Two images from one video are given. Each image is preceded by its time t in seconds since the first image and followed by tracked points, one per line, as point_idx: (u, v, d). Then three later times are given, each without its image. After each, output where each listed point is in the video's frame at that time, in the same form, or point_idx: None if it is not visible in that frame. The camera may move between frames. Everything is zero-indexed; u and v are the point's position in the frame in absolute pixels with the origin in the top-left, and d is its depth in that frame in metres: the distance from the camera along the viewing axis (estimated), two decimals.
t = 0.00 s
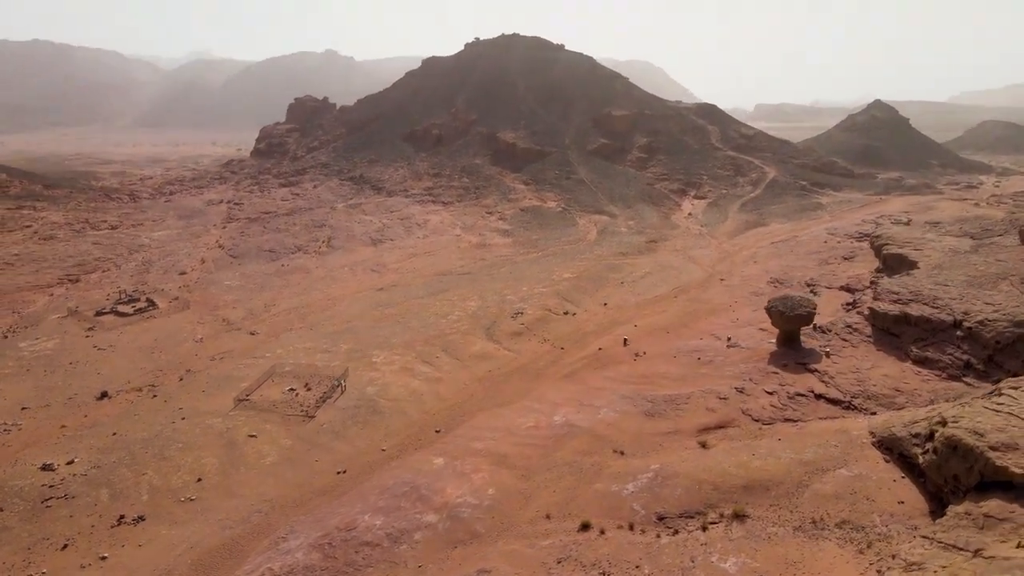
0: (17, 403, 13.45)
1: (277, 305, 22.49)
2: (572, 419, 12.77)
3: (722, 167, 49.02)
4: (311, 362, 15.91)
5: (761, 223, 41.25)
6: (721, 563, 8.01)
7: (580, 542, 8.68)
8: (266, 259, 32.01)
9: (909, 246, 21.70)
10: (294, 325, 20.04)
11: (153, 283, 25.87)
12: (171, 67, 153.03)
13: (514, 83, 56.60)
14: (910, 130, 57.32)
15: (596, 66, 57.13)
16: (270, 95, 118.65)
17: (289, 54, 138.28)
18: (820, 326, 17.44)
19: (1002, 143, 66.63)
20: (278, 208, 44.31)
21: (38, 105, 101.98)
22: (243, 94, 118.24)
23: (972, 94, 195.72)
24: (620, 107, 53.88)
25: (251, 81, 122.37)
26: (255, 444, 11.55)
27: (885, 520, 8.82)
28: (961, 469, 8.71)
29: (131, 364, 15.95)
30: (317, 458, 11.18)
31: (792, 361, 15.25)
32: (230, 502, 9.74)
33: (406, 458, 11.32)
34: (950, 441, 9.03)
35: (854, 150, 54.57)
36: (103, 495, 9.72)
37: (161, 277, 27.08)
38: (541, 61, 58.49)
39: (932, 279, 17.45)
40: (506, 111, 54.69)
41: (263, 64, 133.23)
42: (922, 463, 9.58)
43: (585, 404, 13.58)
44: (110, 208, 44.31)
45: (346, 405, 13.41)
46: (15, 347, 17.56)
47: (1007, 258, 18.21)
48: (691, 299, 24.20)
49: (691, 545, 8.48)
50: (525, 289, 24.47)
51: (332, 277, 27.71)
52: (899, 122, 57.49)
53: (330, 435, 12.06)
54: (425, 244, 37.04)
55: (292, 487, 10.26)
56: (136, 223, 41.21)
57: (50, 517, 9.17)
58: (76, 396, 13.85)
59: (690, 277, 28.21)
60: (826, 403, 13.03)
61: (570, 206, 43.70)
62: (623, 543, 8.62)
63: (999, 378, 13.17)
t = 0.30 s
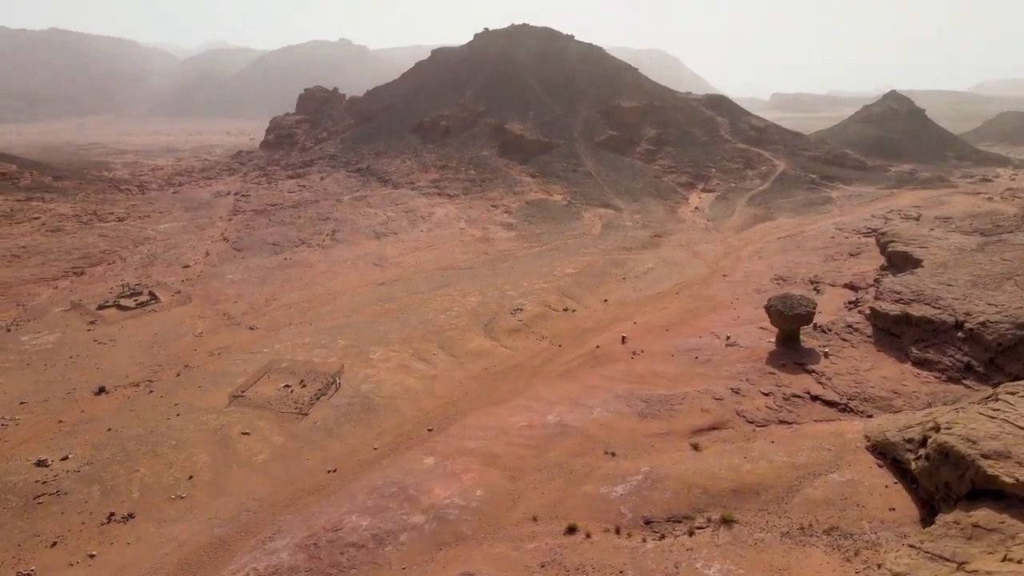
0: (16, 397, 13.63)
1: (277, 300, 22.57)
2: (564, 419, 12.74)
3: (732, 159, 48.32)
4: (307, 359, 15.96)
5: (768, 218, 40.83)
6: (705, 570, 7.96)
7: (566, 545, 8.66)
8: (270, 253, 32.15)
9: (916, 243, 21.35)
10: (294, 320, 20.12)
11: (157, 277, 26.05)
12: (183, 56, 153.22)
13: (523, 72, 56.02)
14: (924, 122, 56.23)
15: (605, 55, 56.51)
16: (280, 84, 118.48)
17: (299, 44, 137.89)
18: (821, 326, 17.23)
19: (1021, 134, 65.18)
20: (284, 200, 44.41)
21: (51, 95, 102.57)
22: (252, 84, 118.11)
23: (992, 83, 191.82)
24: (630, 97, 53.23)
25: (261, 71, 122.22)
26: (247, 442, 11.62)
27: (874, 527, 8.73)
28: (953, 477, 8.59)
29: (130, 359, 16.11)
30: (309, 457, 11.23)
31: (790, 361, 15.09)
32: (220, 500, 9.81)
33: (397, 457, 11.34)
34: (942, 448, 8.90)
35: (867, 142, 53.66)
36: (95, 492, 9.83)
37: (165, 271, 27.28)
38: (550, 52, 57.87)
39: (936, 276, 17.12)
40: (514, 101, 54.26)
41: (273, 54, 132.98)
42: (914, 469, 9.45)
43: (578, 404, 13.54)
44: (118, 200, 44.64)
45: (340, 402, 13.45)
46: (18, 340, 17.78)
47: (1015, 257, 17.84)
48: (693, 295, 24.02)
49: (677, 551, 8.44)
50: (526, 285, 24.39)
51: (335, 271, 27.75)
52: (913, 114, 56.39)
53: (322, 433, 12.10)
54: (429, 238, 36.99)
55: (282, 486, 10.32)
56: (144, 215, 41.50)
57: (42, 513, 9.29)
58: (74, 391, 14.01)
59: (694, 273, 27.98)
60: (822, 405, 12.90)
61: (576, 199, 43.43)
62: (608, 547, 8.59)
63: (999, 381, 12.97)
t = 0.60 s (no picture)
0: (16, 391, 13.82)
1: (278, 293, 22.69)
2: (557, 418, 12.71)
3: (741, 152, 47.71)
4: (304, 355, 16.04)
5: (776, 212, 40.41)
6: None
7: (551, 548, 8.66)
8: (274, 246, 32.32)
9: (922, 240, 21.01)
10: (294, 314, 20.22)
11: (161, 270, 26.28)
12: (195, 44, 153.29)
13: (532, 63, 55.59)
14: (940, 114, 55.18)
15: (615, 46, 55.99)
16: (290, 73, 118.35)
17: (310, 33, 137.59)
18: (821, 325, 17.04)
19: None
20: (290, 192, 44.54)
21: (64, 84, 103.22)
22: (263, 74, 118.01)
23: (1013, 72, 187.90)
24: (639, 88, 52.60)
25: (271, 60, 122.11)
26: (240, 439, 11.70)
27: (862, 534, 8.64)
28: (943, 485, 8.49)
29: (129, 354, 16.28)
30: (300, 456, 11.29)
31: (788, 361, 14.94)
32: (209, 498, 9.89)
33: (388, 456, 11.38)
34: (933, 455, 8.79)
35: (880, 134, 52.79)
36: (87, 488, 9.94)
37: (170, 264, 27.49)
38: (559, 42, 57.31)
39: (940, 275, 16.81)
40: (522, 91, 53.90)
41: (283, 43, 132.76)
42: (905, 476, 9.34)
43: (572, 403, 13.52)
44: (126, 191, 45.00)
45: (334, 399, 13.51)
46: (21, 333, 18.01)
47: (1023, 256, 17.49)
48: (695, 292, 23.85)
49: (661, 556, 8.41)
50: (527, 280, 24.32)
51: (337, 264, 27.82)
52: (928, 106, 55.41)
53: (315, 431, 12.17)
54: (433, 231, 36.99)
55: (272, 484, 10.38)
56: (151, 206, 41.81)
57: (34, 509, 9.42)
58: (72, 386, 14.17)
59: (698, 268, 27.77)
60: (817, 407, 12.78)
61: (582, 192, 43.18)
62: (592, 552, 8.58)
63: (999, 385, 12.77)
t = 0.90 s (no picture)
0: (16, 385, 14.01)
1: (280, 287, 22.75)
2: (551, 417, 12.68)
3: (753, 143, 46.88)
4: (301, 350, 16.10)
5: (784, 205, 39.94)
6: None
7: (536, 551, 8.67)
8: (278, 239, 32.44)
9: (929, 237, 20.66)
10: (294, 308, 20.28)
11: (165, 263, 26.46)
12: (207, 32, 153.17)
13: (541, 53, 55.14)
14: (957, 106, 54.04)
15: (626, 36, 55.37)
16: (300, 62, 118.00)
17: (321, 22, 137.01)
18: (822, 323, 16.85)
19: None
20: (296, 183, 44.59)
21: (77, 71, 103.59)
22: (273, 62, 117.70)
23: None
24: (651, 77, 51.65)
25: (281, 49, 121.66)
26: (234, 435, 11.78)
27: (850, 540, 8.56)
28: (933, 493, 8.40)
29: (129, 348, 16.44)
30: (292, 453, 11.36)
31: (786, 361, 14.80)
32: (200, 494, 9.99)
33: (379, 454, 11.43)
34: (924, 463, 8.69)
35: (895, 126, 51.82)
36: (80, 483, 10.09)
37: (174, 256, 27.66)
38: (569, 32, 56.77)
39: (945, 273, 16.52)
40: (531, 82, 53.45)
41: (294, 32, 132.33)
42: (896, 482, 9.25)
43: (567, 401, 13.48)
44: (134, 181, 45.27)
45: (329, 396, 13.55)
46: (24, 326, 18.22)
47: None
48: (698, 288, 23.65)
49: (646, 561, 8.39)
50: (529, 275, 24.22)
51: (340, 258, 27.85)
52: (945, 97, 54.27)
53: (308, 428, 12.23)
54: (438, 224, 36.91)
55: (263, 481, 10.46)
56: (158, 197, 42.05)
57: (27, 505, 9.58)
58: (71, 379, 14.35)
59: (703, 264, 27.54)
60: (813, 409, 12.66)
61: (588, 184, 42.88)
62: (577, 555, 8.57)
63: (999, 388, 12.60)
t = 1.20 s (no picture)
0: (16, 377, 14.22)
1: (281, 280, 22.81)
2: (544, 415, 12.66)
3: (763, 134, 46.26)
4: (298, 345, 16.16)
5: (792, 199, 39.46)
6: None
7: (520, 553, 8.69)
8: (283, 231, 32.56)
9: (935, 234, 20.32)
10: (294, 302, 20.35)
11: (169, 255, 26.63)
12: (219, 18, 153.12)
13: (551, 43, 54.60)
14: (975, 97, 52.84)
15: (637, 25, 54.63)
16: (311, 50, 117.75)
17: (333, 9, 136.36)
18: (822, 321, 16.64)
19: None
20: (303, 174, 44.63)
21: (89, 58, 104.07)
22: (285, 50, 117.65)
23: None
24: (662, 66, 51.06)
25: (293, 36, 121.41)
26: (228, 430, 11.87)
27: (837, 547, 8.49)
28: (922, 502, 8.30)
29: (129, 340, 16.59)
30: (284, 449, 11.44)
31: (783, 360, 14.64)
32: (191, 490, 10.09)
33: (371, 452, 11.47)
34: (914, 470, 8.58)
35: (911, 117, 50.80)
36: (73, 478, 10.24)
37: (178, 248, 27.83)
38: (580, 22, 56.14)
39: (950, 271, 16.21)
40: (540, 71, 52.96)
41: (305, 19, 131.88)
42: (886, 488, 9.14)
43: (561, 400, 13.44)
44: (142, 171, 45.52)
45: (323, 392, 13.61)
46: (28, 318, 18.44)
47: None
48: (700, 283, 23.46)
49: (629, 565, 8.38)
50: (530, 269, 24.11)
51: (344, 250, 27.88)
52: (963, 87, 53.06)
53: (301, 424, 12.29)
54: (442, 216, 36.83)
55: (254, 478, 10.53)
56: (165, 187, 42.27)
57: (21, 499, 9.77)
58: (71, 372, 14.53)
59: (707, 259, 27.29)
60: (807, 411, 12.54)
61: (595, 176, 42.56)
62: (561, 558, 8.58)
63: (998, 392, 12.42)
